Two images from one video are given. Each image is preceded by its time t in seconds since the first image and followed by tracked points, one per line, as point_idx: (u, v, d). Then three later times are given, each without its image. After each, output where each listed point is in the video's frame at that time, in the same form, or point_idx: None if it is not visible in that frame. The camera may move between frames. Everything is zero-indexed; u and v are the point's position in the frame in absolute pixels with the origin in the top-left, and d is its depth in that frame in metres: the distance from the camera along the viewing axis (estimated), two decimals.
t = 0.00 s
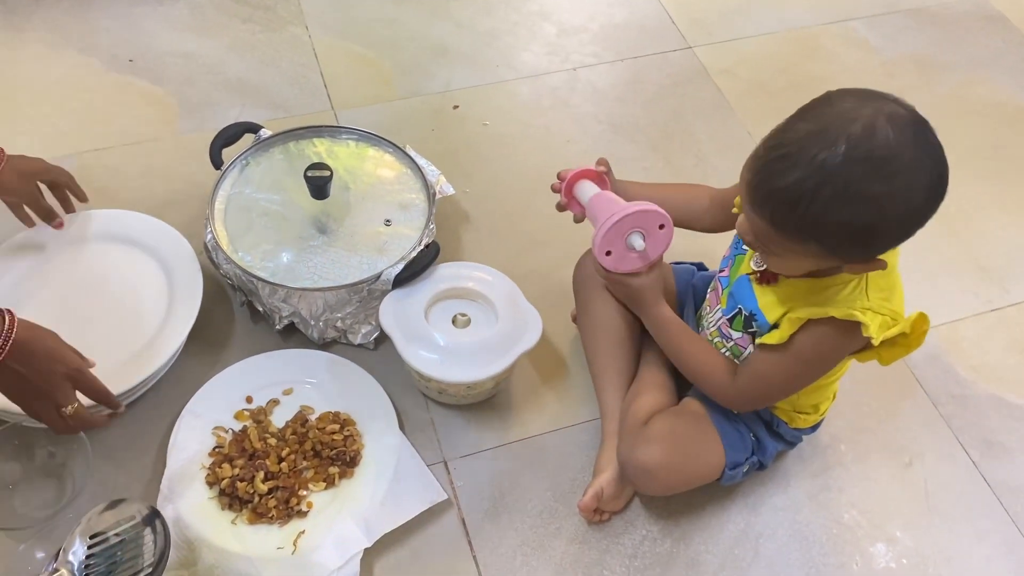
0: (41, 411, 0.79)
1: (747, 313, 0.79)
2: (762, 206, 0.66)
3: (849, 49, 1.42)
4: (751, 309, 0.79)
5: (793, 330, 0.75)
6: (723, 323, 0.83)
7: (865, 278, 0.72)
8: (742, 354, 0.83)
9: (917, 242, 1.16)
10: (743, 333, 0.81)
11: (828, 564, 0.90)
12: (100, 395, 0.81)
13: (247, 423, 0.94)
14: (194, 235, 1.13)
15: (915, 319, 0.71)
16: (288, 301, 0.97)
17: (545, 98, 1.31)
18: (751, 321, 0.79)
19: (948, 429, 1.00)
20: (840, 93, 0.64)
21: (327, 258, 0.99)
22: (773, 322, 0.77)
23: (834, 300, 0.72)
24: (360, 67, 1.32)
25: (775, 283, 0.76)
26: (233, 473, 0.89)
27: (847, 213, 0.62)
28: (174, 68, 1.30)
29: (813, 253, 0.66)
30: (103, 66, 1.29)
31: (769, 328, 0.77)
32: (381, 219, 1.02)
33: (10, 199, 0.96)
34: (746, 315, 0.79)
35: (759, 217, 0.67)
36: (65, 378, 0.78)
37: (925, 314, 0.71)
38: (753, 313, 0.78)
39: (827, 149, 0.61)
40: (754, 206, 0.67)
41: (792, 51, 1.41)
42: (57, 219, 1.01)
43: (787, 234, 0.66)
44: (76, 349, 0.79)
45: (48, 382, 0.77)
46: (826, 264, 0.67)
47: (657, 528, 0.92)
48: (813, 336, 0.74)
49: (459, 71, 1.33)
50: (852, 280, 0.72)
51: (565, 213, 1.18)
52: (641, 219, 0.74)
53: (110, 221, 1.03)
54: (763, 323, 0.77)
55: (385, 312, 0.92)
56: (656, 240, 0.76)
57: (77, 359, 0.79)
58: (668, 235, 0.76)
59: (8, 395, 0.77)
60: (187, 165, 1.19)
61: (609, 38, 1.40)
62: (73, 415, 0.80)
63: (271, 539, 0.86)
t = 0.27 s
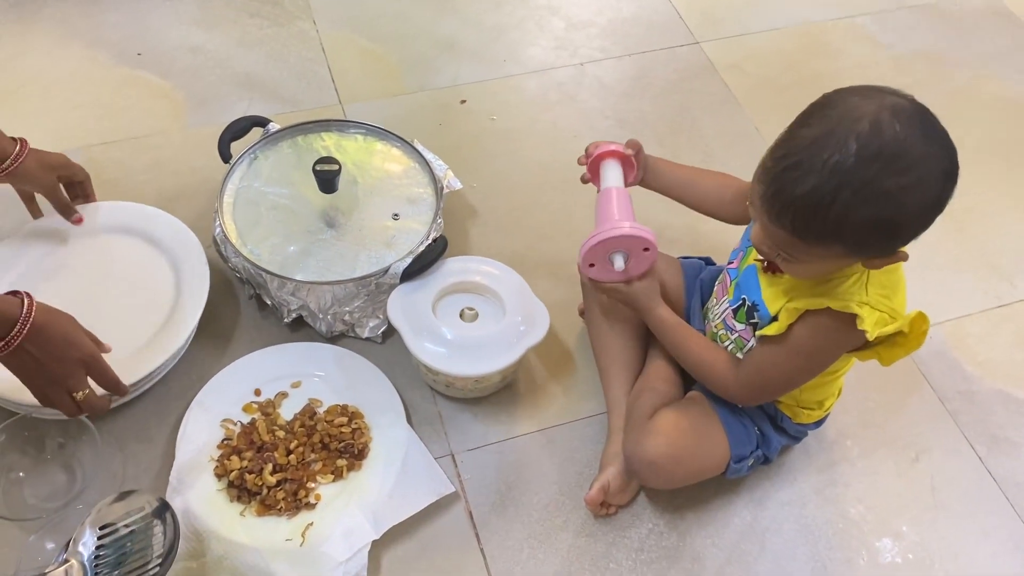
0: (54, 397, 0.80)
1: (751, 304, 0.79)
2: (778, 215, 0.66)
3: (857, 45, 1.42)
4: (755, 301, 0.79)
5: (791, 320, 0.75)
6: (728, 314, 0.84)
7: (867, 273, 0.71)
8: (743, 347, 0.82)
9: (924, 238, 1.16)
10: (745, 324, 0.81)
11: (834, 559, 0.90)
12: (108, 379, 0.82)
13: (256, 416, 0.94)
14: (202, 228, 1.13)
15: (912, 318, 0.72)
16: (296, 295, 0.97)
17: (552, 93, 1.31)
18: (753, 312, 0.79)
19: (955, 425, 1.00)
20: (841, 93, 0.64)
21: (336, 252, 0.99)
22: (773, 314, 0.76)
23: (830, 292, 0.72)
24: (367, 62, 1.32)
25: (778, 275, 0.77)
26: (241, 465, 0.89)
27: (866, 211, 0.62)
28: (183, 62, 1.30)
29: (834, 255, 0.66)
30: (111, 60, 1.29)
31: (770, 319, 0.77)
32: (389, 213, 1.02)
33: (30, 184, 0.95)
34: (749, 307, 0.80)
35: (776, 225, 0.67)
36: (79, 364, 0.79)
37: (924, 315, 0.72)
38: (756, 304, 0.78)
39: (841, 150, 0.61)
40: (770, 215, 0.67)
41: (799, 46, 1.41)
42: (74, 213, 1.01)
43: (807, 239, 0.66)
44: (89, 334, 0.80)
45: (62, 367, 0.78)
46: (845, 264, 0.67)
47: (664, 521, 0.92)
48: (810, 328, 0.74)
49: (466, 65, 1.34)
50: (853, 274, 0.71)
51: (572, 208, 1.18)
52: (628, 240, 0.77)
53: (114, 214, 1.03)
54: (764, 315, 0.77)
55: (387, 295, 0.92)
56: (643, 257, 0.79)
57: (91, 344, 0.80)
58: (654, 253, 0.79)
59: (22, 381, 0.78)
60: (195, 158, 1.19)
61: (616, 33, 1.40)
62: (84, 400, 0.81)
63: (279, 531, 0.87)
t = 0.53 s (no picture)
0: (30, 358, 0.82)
1: (764, 299, 0.79)
2: (786, 203, 0.66)
3: (865, 41, 1.41)
4: (768, 296, 0.78)
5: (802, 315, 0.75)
6: (741, 310, 0.83)
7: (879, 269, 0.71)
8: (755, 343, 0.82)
9: (933, 235, 1.16)
10: (757, 320, 0.81)
11: (844, 557, 0.90)
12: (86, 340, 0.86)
13: (264, 412, 0.94)
14: (210, 223, 1.13)
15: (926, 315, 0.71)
16: (305, 290, 0.97)
17: (560, 89, 1.31)
18: (766, 307, 0.79)
19: (964, 422, 1.00)
20: (859, 85, 0.64)
21: (344, 248, 0.99)
22: (785, 309, 0.76)
23: (844, 288, 0.71)
24: (374, 58, 1.32)
25: (793, 271, 0.76)
26: (249, 461, 0.89)
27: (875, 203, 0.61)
28: (190, 57, 1.30)
29: (841, 247, 0.66)
30: (118, 55, 1.29)
31: (783, 315, 0.77)
32: (398, 209, 1.02)
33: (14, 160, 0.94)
34: (762, 302, 0.79)
35: (784, 213, 0.67)
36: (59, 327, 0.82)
37: (937, 311, 0.71)
38: (769, 299, 0.78)
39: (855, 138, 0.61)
40: (779, 203, 0.67)
41: (807, 42, 1.40)
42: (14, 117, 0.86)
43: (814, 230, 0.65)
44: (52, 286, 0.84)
45: None
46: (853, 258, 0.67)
47: (673, 518, 0.92)
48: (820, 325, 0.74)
49: (473, 61, 1.33)
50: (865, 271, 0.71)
51: (580, 204, 1.18)
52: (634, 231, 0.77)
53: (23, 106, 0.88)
54: (777, 310, 0.77)
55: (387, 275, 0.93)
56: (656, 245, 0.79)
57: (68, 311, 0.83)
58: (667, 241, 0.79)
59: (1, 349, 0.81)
60: (203, 154, 1.19)
61: (624, 29, 1.40)
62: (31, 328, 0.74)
63: (288, 526, 0.86)
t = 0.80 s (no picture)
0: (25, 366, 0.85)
1: (778, 302, 0.79)
2: (809, 184, 0.65)
3: (874, 40, 1.41)
4: (783, 299, 0.78)
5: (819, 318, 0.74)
6: (752, 312, 0.83)
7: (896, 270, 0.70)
8: (766, 345, 0.82)
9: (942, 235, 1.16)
10: (770, 323, 0.81)
11: (853, 559, 0.90)
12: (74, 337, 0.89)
13: (272, 412, 0.94)
14: (217, 222, 1.12)
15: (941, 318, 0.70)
16: (313, 291, 0.97)
17: (567, 88, 1.31)
18: (780, 310, 0.79)
19: (974, 424, 1.00)
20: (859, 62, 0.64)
21: (353, 248, 0.99)
22: (801, 313, 0.76)
23: (861, 290, 0.71)
24: (382, 57, 1.32)
25: (806, 273, 0.76)
26: (258, 461, 0.89)
27: (898, 165, 0.60)
28: (197, 55, 1.30)
29: (871, 221, 0.64)
30: (125, 53, 1.28)
31: (796, 318, 0.77)
32: (406, 209, 1.02)
33: None
34: (776, 305, 0.79)
35: (807, 192, 0.65)
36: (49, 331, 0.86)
37: (952, 313, 0.69)
38: (784, 302, 0.78)
39: (865, 105, 0.60)
40: (801, 183, 0.66)
41: (815, 41, 1.40)
42: None
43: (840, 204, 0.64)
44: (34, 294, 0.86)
45: None
46: (886, 233, 0.65)
47: (682, 520, 0.92)
48: (836, 328, 0.74)
49: (481, 60, 1.33)
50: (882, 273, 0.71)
51: (587, 204, 1.18)
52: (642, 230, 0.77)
53: None
54: (792, 314, 0.77)
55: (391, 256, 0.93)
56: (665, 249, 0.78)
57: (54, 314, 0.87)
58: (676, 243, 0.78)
59: None
60: (210, 153, 1.19)
61: (631, 28, 1.39)
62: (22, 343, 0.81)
63: (297, 527, 0.86)
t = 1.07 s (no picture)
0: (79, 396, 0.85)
1: (792, 306, 0.79)
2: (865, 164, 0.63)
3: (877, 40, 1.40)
4: (797, 303, 0.79)
5: (841, 321, 0.74)
6: (763, 316, 0.83)
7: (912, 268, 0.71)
8: (776, 349, 0.82)
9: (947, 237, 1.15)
10: (782, 327, 0.81)
11: (859, 561, 0.89)
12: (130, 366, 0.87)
13: (275, 414, 0.94)
14: (220, 223, 1.12)
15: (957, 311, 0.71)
16: (316, 292, 0.97)
17: (570, 88, 1.30)
18: (795, 314, 0.79)
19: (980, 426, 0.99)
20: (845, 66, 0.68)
21: (356, 249, 0.98)
22: (818, 317, 0.76)
23: (880, 290, 0.71)
24: (384, 56, 1.31)
25: (823, 276, 0.77)
26: (261, 463, 0.88)
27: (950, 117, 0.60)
28: (199, 55, 1.29)
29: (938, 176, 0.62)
30: (127, 53, 1.28)
31: (814, 323, 0.77)
32: (409, 209, 1.02)
33: None
34: (791, 310, 0.80)
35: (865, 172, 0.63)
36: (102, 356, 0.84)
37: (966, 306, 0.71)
38: (799, 306, 0.78)
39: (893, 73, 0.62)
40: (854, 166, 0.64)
41: (819, 41, 1.39)
42: None
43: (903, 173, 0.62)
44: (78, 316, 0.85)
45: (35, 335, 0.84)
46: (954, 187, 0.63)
47: (686, 522, 0.91)
48: (858, 328, 0.73)
49: (483, 60, 1.33)
50: (898, 271, 0.71)
51: (591, 204, 1.17)
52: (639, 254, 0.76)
53: None
54: (809, 317, 0.77)
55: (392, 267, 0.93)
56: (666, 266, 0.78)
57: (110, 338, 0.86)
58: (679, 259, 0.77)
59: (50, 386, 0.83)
60: (213, 152, 1.18)
61: (634, 27, 1.39)
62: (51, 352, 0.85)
63: (300, 529, 0.86)
